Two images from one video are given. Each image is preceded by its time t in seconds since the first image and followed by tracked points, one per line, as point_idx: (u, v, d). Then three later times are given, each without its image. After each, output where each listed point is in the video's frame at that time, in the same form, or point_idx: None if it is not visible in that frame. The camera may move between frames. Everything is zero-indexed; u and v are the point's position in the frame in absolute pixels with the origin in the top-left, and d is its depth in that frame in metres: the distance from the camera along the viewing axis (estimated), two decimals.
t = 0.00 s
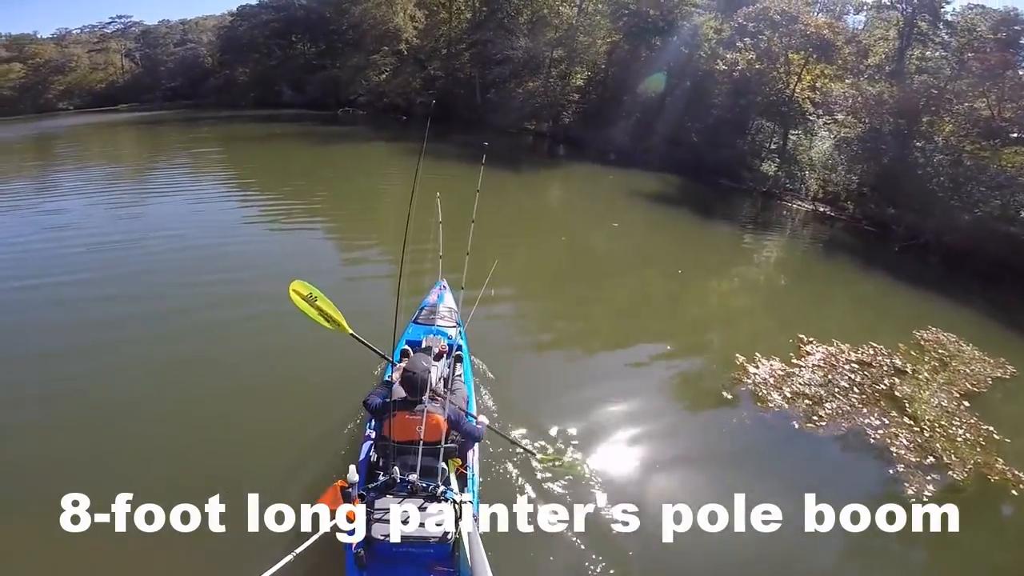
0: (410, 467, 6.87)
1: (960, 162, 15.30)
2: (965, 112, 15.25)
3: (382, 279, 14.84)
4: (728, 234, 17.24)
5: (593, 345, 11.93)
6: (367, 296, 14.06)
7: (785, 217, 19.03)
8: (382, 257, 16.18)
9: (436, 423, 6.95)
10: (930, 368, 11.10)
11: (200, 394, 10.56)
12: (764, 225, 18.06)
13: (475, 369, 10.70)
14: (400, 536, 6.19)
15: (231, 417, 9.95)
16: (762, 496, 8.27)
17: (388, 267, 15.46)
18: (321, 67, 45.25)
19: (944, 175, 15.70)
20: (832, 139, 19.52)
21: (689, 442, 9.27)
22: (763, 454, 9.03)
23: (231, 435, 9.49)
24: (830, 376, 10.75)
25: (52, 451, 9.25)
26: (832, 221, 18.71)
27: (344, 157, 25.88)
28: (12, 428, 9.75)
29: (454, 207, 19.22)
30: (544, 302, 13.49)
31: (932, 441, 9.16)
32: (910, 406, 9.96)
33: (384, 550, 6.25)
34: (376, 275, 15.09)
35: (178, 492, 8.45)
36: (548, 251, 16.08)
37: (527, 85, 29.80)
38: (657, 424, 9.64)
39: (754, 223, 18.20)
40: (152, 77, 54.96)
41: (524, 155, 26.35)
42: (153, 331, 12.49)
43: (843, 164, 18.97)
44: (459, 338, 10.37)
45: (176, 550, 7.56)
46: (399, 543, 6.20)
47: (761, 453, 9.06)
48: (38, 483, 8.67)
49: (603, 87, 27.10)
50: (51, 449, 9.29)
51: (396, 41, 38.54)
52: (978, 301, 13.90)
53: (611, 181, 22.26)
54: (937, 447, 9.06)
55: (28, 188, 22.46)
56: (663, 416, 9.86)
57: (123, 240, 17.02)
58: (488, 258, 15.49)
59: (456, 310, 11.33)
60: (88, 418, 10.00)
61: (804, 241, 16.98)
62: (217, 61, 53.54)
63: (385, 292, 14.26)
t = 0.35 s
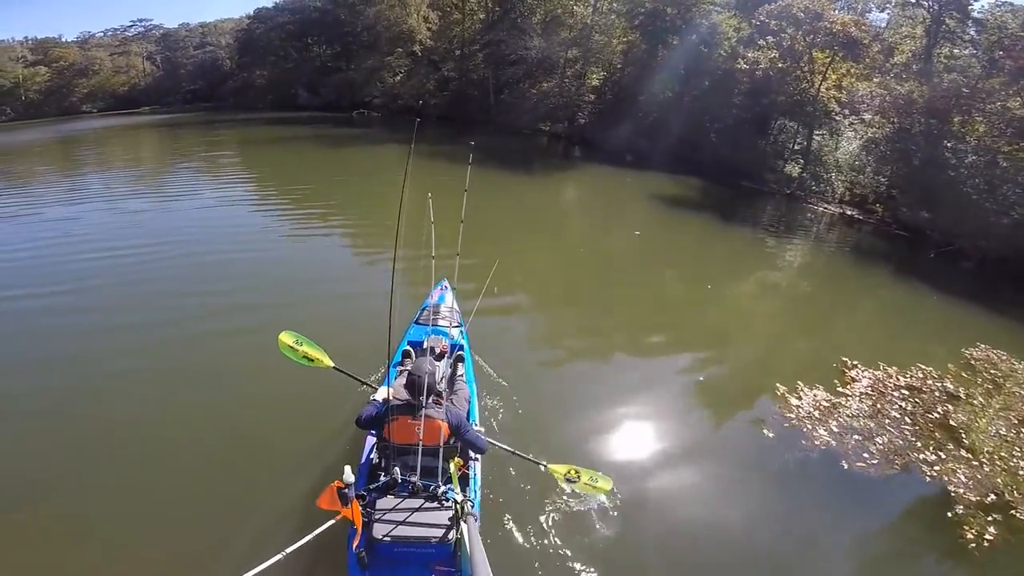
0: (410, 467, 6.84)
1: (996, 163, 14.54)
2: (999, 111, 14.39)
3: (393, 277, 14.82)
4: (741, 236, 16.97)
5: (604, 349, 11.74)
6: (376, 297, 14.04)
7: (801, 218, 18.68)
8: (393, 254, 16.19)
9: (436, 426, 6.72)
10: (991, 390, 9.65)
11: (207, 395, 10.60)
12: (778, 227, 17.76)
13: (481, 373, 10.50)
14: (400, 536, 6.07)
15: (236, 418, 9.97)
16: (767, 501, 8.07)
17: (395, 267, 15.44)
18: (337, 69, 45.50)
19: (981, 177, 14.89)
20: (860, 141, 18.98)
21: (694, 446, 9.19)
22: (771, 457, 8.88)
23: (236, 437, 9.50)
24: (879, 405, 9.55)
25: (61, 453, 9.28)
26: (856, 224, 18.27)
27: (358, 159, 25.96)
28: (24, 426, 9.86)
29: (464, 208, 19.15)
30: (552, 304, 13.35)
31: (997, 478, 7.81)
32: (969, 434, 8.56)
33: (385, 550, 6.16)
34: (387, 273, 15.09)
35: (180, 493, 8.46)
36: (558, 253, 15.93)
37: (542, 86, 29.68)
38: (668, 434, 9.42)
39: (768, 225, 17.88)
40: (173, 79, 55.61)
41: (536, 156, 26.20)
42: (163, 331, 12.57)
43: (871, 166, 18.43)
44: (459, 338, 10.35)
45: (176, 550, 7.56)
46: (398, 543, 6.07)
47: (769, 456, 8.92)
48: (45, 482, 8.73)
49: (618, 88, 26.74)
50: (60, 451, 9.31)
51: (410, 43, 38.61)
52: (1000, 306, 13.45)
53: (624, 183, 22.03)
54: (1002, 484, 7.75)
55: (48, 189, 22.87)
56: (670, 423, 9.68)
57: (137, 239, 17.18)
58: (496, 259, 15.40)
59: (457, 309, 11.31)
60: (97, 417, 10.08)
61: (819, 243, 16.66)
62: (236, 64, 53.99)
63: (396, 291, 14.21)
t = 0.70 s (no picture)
0: (410, 467, 6.85)
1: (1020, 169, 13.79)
2: (1018, 116, 13.86)
3: (401, 276, 14.74)
4: (749, 240, 16.81)
5: (611, 353, 11.60)
6: (382, 297, 13.97)
7: (811, 223, 18.46)
8: (402, 253, 16.09)
9: (436, 427, 6.87)
10: None
11: (210, 394, 10.57)
12: (786, 231, 17.58)
13: (484, 382, 10.35)
14: (401, 536, 6.04)
15: (238, 418, 9.94)
16: (777, 513, 7.89)
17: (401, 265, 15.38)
18: (345, 69, 45.66)
19: (1001, 184, 14.20)
20: (876, 145, 18.25)
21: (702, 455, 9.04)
22: (778, 468, 8.73)
23: (237, 437, 9.48)
24: (920, 435, 7.87)
25: (64, 451, 9.29)
26: (870, 229, 18.02)
27: (365, 159, 26.03)
28: (26, 425, 9.88)
29: (470, 210, 19.07)
30: (557, 307, 13.26)
31: None
32: None
33: (384, 550, 6.10)
34: (396, 272, 15.00)
35: (179, 492, 8.42)
36: (563, 255, 15.82)
37: (551, 87, 29.53)
38: (675, 441, 9.30)
39: (777, 229, 17.69)
40: (184, 78, 55.93)
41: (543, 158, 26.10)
42: (168, 331, 12.58)
43: (887, 171, 17.65)
44: (459, 338, 10.41)
45: (173, 550, 7.52)
46: (398, 542, 6.03)
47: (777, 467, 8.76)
48: (45, 480, 8.74)
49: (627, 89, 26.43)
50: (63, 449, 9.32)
51: (418, 42, 38.62)
52: (1013, 314, 13.19)
53: (631, 185, 21.89)
54: None
55: (60, 187, 23.06)
56: (678, 433, 9.48)
57: (145, 238, 17.23)
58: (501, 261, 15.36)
59: (457, 309, 11.35)
60: (100, 415, 10.09)
61: (828, 247, 16.47)
62: (245, 62, 54.21)
63: (403, 290, 14.11)
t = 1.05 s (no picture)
0: (410, 466, 6.98)
1: None
2: None
3: (407, 277, 14.59)
4: (758, 241, 16.61)
5: (620, 356, 11.42)
6: (385, 299, 13.83)
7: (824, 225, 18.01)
8: (408, 254, 15.96)
9: (436, 427, 6.88)
10: None
11: (212, 395, 10.53)
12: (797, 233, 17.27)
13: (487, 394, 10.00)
14: (401, 536, 6.15)
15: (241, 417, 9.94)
16: (794, 525, 7.62)
17: (409, 266, 15.24)
18: (354, 69, 45.73)
19: None
20: (893, 145, 17.95)
21: (711, 463, 8.82)
22: (790, 480, 8.45)
23: (238, 438, 9.43)
24: (971, 468, 6.71)
25: (66, 450, 9.28)
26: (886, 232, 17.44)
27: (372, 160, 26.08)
28: (28, 425, 9.87)
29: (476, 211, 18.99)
30: (562, 308, 13.13)
31: None
32: None
33: (385, 550, 6.21)
34: (403, 272, 14.83)
35: (180, 492, 8.39)
36: (569, 256, 15.68)
37: (560, 86, 29.19)
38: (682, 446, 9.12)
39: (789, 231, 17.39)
40: (194, 80, 56.18)
41: (551, 159, 25.92)
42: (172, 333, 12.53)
43: (908, 172, 17.04)
44: (460, 338, 10.44)
45: (172, 548, 7.49)
46: (398, 543, 6.13)
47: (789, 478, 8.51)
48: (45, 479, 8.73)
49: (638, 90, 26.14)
50: (66, 449, 9.30)
51: (426, 43, 38.51)
52: None
53: (639, 187, 21.71)
54: None
55: (70, 189, 23.21)
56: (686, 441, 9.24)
57: (152, 240, 17.25)
58: (506, 261, 15.32)
59: (457, 309, 11.39)
60: (103, 415, 10.08)
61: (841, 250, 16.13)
62: (255, 64, 54.42)
63: (408, 291, 13.98)
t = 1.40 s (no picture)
0: (410, 466, 6.89)
1: None
2: None
3: (409, 278, 14.42)
4: (764, 247, 16.47)
5: (624, 360, 11.30)
6: (386, 300, 13.68)
7: (835, 234, 17.63)
8: (410, 253, 15.81)
9: (436, 427, 6.84)
10: None
11: (212, 395, 10.49)
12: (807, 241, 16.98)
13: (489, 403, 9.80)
14: (401, 537, 6.05)
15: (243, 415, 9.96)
16: (807, 551, 7.38)
17: (412, 266, 15.11)
18: (361, 68, 45.74)
19: None
20: (908, 152, 17.53)
21: (715, 475, 8.67)
22: (796, 499, 8.26)
23: (239, 439, 9.43)
24: (1007, 501, 6.34)
25: (69, 449, 9.29)
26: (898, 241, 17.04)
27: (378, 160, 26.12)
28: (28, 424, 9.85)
29: (481, 211, 18.93)
30: (566, 311, 13.03)
31: None
32: None
33: (384, 550, 6.12)
34: (406, 273, 14.68)
35: (183, 494, 8.40)
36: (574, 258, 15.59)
37: (568, 88, 28.92)
38: (688, 457, 8.98)
39: (798, 239, 17.13)
40: (203, 77, 56.31)
41: (557, 161, 25.82)
42: (170, 333, 12.41)
43: (924, 181, 16.71)
44: (459, 338, 10.47)
45: (174, 549, 7.52)
46: (398, 543, 6.04)
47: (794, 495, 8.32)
48: (45, 479, 8.75)
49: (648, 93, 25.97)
50: (68, 448, 9.32)
51: (433, 42, 38.43)
52: None
53: (646, 190, 21.57)
54: None
55: (76, 185, 23.21)
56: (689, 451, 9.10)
57: (153, 239, 17.15)
58: (510, 261, 15.27)
59: (456, 309, 11.46)
60: (103, 414, 10.07)
61: (850, 259, 15.84)
62: (263, 62, 54.51)
63: (410, 291, 13.84)
